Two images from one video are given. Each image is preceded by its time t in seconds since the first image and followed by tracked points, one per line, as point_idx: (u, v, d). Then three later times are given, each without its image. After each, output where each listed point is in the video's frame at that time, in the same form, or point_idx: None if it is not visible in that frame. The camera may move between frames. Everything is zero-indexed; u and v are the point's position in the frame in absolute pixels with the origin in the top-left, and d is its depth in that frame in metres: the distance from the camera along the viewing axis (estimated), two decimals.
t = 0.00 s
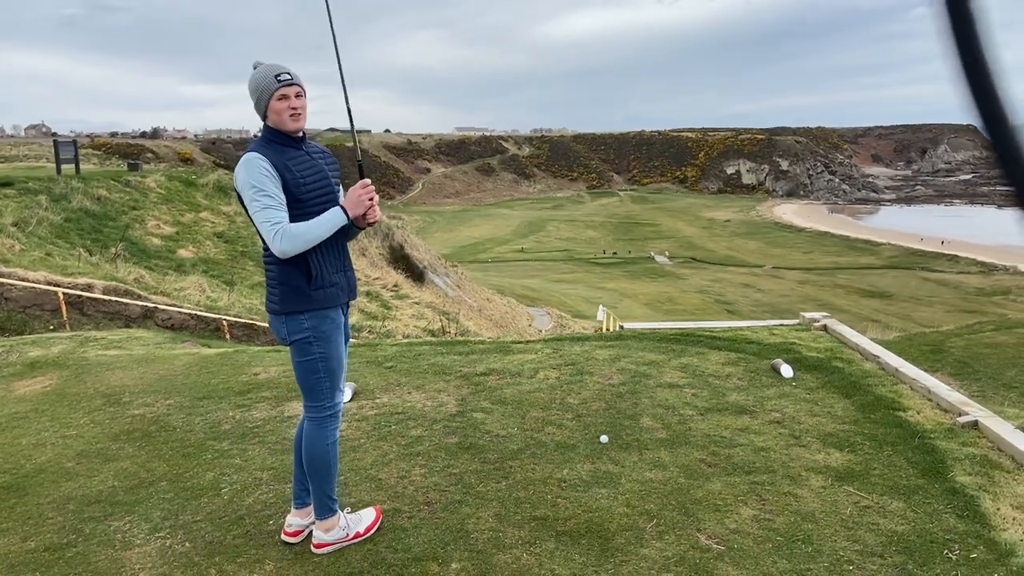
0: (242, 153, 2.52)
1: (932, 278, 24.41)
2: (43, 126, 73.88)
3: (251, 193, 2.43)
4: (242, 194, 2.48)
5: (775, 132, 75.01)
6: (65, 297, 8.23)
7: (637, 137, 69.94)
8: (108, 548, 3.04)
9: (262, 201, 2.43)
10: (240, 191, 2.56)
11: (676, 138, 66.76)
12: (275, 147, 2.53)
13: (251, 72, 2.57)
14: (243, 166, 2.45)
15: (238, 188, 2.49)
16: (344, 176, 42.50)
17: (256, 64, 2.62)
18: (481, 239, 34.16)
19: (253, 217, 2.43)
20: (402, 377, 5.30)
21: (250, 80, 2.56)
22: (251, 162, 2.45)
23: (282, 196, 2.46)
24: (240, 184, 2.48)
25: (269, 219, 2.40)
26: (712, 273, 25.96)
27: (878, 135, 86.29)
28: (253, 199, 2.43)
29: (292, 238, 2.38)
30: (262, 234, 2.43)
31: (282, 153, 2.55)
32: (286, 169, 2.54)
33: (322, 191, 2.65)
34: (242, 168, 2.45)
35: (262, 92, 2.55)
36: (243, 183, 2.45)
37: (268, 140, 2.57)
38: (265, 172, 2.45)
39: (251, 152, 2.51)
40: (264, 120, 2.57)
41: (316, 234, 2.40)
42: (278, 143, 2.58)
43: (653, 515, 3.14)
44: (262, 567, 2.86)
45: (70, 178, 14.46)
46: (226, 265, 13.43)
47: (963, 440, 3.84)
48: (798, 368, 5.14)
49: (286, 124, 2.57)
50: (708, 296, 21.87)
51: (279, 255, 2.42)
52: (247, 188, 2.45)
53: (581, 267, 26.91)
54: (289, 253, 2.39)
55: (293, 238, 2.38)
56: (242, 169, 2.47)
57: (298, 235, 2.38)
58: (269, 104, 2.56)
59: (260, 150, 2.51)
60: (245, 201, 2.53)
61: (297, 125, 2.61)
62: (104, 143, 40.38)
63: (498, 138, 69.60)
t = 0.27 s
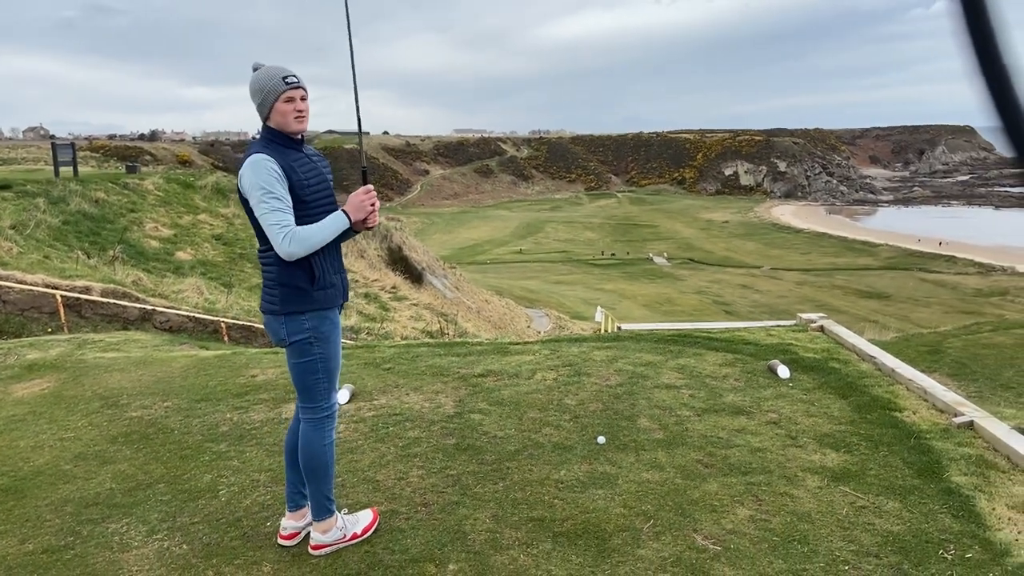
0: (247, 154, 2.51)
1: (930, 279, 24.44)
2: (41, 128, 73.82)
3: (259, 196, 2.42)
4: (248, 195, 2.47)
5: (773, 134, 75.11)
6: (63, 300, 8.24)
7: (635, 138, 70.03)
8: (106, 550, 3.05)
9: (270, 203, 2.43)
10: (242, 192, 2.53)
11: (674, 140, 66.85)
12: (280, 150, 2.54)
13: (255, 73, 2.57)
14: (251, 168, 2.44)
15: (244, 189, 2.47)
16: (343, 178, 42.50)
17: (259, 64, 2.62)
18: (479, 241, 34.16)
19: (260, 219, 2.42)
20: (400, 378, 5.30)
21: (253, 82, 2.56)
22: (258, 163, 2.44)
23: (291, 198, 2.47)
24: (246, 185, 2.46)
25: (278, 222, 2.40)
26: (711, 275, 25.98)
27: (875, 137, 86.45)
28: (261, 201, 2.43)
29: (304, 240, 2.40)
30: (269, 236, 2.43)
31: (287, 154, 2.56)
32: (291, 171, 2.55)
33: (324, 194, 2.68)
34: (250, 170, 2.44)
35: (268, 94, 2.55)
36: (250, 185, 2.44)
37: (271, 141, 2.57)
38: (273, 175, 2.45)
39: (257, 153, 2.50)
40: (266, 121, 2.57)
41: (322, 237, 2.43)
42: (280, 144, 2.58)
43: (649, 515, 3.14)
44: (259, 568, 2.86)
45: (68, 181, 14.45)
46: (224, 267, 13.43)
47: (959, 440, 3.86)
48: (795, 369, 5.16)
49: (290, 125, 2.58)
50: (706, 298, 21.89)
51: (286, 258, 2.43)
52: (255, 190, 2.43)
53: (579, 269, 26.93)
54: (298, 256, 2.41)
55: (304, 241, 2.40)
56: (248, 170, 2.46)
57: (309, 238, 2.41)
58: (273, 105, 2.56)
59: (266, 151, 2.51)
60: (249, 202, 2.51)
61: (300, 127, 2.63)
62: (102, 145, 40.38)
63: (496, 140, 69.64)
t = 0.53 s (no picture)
0: (246, 158, 2.52)
1: (929, 280, 24.47)
2: (39, 131, 73.73)
3: (258, 200, 2.43)
4: (247, 198, 2.47)
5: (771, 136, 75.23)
6: (61, 303, 8.24)
7: (634, 140, 70.10)
8: (103, 553, 3.05)
9: (269, 207, 2.43)
10: (241, 196, 2.54)
11: (673, 142, 66.93)
12: (280, 154, 2.55)
13: (255, 77, 2.58)
14: (251, 171, 2.44)
15: (242, 192, 2.47)
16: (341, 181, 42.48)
17: (261, 67, 2.62)
18: (478, 243, 34.16)
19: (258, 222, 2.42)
20: (398, 381, 5.31)
21: (253, 85, 2.56)
22: (258, 166, 2.45)
23: (290, 203, 2.47)
24: (244, 188, 2.47)
25: (276, 226, 2.40)
26: (709, 276, 25.99)
27: (873, 138, 86.59)
28: (259, 204, 2.43)
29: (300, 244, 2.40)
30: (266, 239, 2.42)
31: (286, 159, 2.57)
32: (291, 175, 2.56)
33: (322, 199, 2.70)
34: (250, 174, 2.45)
35: (268, 98, 2.56)
36: (251, 188, 2.44)
37: (270, 145, 2.58)
38: (275, 179, 2.46)
39: (257, 156, 2.50)
40: (266, 125, 2.58)
41: (315, 240, 2.42)
42: (280, 148, 2.59)
43: (646, 517, 3.15)
44: (256, 572, 2.86)
45: (66, 184, 14.44)
46: (222, 270, 13.42)
47: (955, 441, 3.87)
48: (793, 371, 5.17)
49: (288, 129, 2.58)
50: (705, 299, 21.90)
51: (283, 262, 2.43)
52: (254, 194, 2.44)
53: (578, 271, 26.93)
54: (293, 261, 2.42)
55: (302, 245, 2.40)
56: (248, 174, 2.46)
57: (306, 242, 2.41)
58: (273, 109, 2.57)
59: (266, 155, 2.51)
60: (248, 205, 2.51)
61: (300, 132, 2.64)
62: (100, 148, 40.32)
63: (495, 142, 69.67)
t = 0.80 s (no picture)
0: (241, 160, 2.52)
1: (927, 281, 24.50)
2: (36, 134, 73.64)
3: (254, 196, 2.42)
4: (242, 197, 2.46)
5: (769, 137, 75.36)
6: (61, 306, 8.23)
7: (633, 141, 70.18)
8: (103, 556, 3.04)
9: (264, 203, 2.41)
10: (237, 198, 2.53)
11: (671, 144, 67.01)
12: (273, 155, 2.55)
13: (247, 81, 2.59)
14: (246, 170, 2.44)
15: (238, 191, 2.46)
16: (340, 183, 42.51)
17: (252, 74, 2.63)
18: (477, 245, 34.18)
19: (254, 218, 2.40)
20: (398, 383, 5.30)
21: (245, 90, 2.58)
22: (253, 165, 2.45)
23: (286, 196, 2.45)
24: (240, 187, 2.46)
25: (270, 217, 2.36)
26: (708, 278, 26.02)
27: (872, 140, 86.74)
28: (255, 200, 2.41)
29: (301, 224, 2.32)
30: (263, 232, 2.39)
31: (279, 160, 2.57)
32: (284, 175, 2.56)
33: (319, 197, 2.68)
34: (245, 172, 2.44)
35: (261, 101, 2.56)
36: (245, 185, 2.43)
37: (264, 147, 2.59)
38: (265, 176, 2.44)
39: (251, 158, 2.51)
40: (259, 128, 2.59)
41: (305, 221, 2.31)
42: (274, 151, 2.60)
43: (647, 519, 3.15)
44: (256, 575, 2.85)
45: (65, 187, 14.44)
46: (221, 273, 13.41)
47: (956, 442, 3.87)
48: (792, 372, 5.17)
49: (281, 133, 2.59)
50: (704, 301, 21.91)
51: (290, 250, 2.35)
52: (249, 191, 2.43)
53: (577, 273, 26.95)
54: (296, 249, 2.34)
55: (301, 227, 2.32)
56: (242, 173, 2.46)
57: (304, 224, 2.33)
58: (266, 112, 2.57)
59: (260, 156, 2.52)
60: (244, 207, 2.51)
61: (293, 134, 2.64)
62: (99, 151, 40.32)
63: (493, 144, 69.74)
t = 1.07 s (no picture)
0: (243, 164, 2.52)
1: (925, 283, 24.58)
2: (33, 138, 73.56)
3: (258, 201, 2.42)
4: (245, 201, 2.46)
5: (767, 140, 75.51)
6: (60, 310, 8.23)
7: (630, 144, 70.32)
8: (104, 560, 3.04)
9: (268, 207, 2.41)
10: (240, 202, 2.53)
11: (669, 146, 67.13)
12: (276, 160, 2.56)
13: (249, 85, 2.59)
14: (251, 175, 2.45)
15: (241, 195, 2.46)
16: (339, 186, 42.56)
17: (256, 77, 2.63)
18: (475, 248, 34.22)
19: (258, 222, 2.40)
20: (397, 386, 5.30)
21: (247, 93, 2.57)
22: (257, 170, 2.45)
23: (290, 201, 2.46)
24: (243, 192, 2.46)
25: (275, 222, 2.37)
26: (706, 280, 26.07)
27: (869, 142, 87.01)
28: (260, 205, 2.42)
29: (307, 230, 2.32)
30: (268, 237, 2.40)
31: (281, 165, 2.58)
32: (288, 180, 2.57)
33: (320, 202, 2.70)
34: (249, 177, 2.45)
35: (264, 105, 2.56)
36: (249, 191, 2.44)
37: (266, 151, 2.59)
38: (269, 181, 2.46)
39: (254, 163, 2.51)
40: (260, 132, 2.59)
41: (311, 226, 2.33)
42: (276, 155, 2.61)
43: (647, 522, 3.15)
44: None
45: (64, 191, 14.44)
46: (220, 276, 13.41)
47: (954, 444, 3.88)
48: (791, 374, 5.18)
49: (285, 138, 2.61)
50: (703, 303, 21.96)
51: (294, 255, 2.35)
52: (253, 196, 2.43)
53: (575, 276, 26.99)
54: (301, 254, 2.35)
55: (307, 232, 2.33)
56: (245, 178, 2.46)
57: (310, 229, 2.34)
58: (269, 118, 2.57)
59: (263, 161, 2.52)
60: (247, 210, 2.51)
61: (295, 139, 2.65)
62: (97, 155, 40.27)
63: (491, 147, 69.83)
